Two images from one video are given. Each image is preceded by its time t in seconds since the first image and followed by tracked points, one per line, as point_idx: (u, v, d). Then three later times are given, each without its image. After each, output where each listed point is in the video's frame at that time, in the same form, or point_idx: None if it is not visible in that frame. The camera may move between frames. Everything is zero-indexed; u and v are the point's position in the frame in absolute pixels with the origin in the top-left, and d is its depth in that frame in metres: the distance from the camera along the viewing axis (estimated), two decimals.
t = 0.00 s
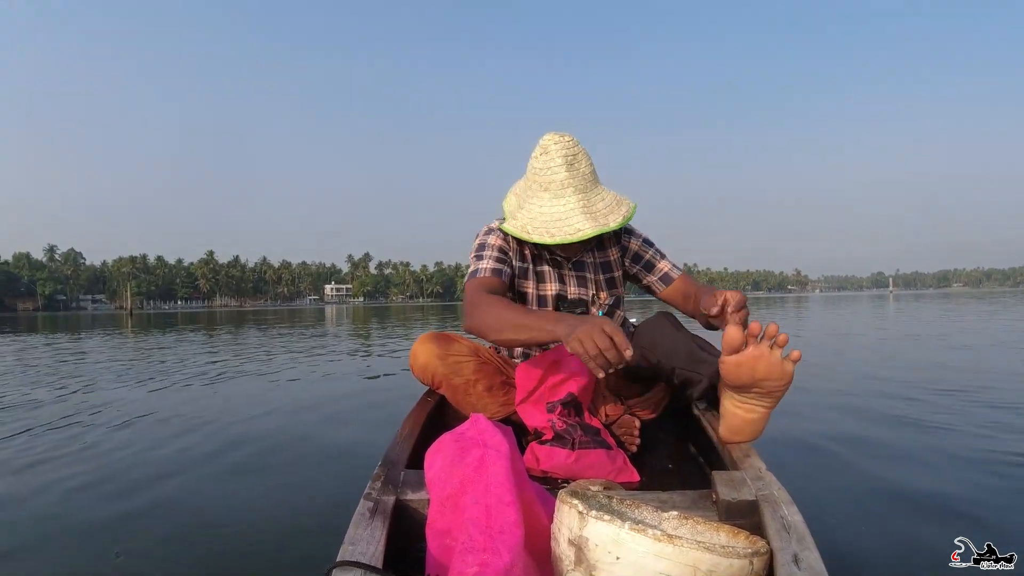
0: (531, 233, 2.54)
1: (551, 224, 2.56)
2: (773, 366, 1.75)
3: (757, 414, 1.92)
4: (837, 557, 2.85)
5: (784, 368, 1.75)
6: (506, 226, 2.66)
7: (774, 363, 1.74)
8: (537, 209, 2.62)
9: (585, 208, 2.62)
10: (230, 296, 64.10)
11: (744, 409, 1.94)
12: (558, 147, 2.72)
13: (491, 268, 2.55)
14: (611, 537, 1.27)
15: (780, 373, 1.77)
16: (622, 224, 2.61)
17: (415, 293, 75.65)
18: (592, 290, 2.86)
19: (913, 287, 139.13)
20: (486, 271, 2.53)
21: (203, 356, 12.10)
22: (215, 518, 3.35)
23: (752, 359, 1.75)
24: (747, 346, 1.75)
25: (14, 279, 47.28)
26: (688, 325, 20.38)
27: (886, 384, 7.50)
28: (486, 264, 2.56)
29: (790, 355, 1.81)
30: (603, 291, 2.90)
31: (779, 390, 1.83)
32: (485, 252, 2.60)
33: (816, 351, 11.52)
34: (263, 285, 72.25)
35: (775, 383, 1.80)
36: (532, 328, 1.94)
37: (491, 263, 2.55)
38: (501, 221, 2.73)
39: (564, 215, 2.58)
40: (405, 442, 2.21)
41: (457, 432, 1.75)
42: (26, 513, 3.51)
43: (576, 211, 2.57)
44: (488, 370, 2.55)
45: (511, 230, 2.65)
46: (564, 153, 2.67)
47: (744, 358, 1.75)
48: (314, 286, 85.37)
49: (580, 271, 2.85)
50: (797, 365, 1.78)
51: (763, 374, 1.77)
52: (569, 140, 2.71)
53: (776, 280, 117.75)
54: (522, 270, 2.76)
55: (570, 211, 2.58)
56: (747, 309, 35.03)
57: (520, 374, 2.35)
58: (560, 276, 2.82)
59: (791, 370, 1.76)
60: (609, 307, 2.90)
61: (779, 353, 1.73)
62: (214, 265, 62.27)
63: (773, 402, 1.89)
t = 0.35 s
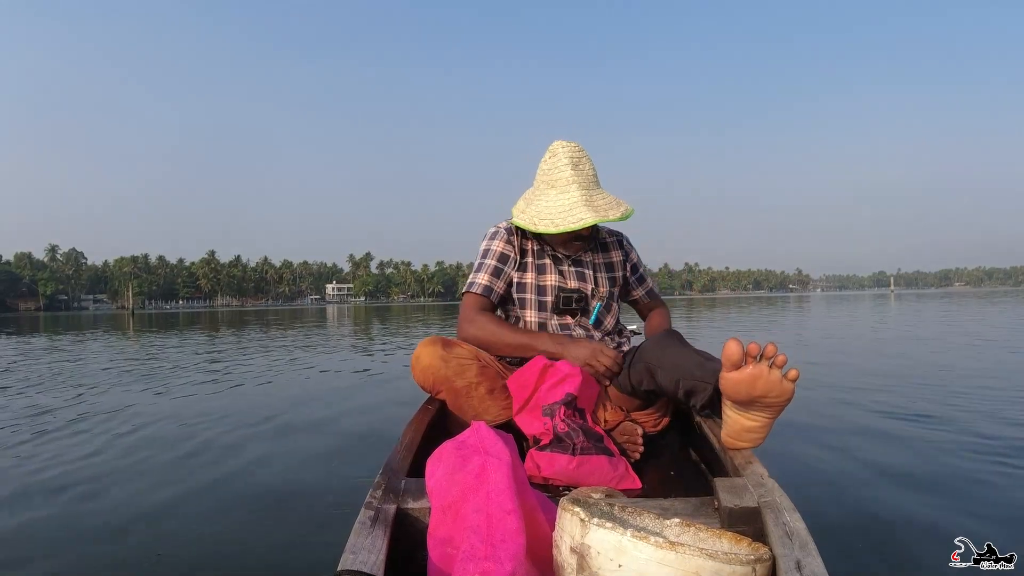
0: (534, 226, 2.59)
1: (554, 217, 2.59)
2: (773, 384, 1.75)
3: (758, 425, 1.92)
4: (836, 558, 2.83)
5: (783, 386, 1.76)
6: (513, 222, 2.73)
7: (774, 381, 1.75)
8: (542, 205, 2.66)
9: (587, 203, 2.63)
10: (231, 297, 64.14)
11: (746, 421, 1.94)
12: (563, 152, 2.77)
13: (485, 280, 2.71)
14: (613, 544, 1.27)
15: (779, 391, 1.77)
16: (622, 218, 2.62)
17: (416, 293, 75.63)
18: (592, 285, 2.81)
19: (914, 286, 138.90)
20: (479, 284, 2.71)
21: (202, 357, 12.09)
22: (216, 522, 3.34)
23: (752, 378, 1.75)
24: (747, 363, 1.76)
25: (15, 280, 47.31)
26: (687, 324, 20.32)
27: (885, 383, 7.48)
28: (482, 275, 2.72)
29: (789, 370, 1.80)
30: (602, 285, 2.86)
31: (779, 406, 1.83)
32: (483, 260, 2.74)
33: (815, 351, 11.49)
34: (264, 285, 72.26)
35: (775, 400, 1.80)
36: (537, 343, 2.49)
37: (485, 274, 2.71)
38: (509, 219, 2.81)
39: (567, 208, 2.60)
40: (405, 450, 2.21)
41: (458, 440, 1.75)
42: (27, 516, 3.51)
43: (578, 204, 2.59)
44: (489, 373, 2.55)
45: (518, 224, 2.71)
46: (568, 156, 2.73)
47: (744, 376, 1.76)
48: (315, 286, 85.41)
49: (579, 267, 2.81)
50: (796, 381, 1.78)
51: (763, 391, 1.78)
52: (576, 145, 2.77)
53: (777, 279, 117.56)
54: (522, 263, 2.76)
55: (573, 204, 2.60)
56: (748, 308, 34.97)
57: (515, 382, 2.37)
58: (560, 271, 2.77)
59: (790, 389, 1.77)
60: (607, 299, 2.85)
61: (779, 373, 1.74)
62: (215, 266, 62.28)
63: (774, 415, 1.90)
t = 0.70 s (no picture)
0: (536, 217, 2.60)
1: (554, 208, 2.59)
2: (764, 381, 1.75)
3: (755, 423, 1.91)
4: (836, 557, 2.83)
5: (775, 383, 1.75)
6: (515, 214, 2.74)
7: (765, 379, 1.75)
8: (544, 197, 2.67)
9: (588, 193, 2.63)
10: (233, 295, 64.29)
11: (742, 419, 1.93)
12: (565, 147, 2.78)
13: (492, 282, 2.71)
14: (613, 542, 1.27)
15: (771, 388, 1.77)
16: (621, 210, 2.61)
17: (417, 291, 75.72)
18: (590, 279, 2.83)
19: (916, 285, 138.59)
20: (487, 286, 2.71)
21: (204, 355, 12.10)
22: (218, 521, 3.35)
23: (742, 376, 1.75)
24: (736, 362, 1.76)
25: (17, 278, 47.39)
26: (688, 322, 20.26)
27: (886, 383, 7.46)
28: (488, 277, 2.71)
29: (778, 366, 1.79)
30: (600, 281, 2.88)
31: (772, 403, 1.83)
32: (484, 262, 2.74)
33: (816, 350, 11.45)
34: (266, 284, 72.34)
35: (768, 397, 1.80)
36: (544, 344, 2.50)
37: (490, 276, 2.71)
38: (512, 213, 2.82)
39: (567, 198, 2.60)
40: (405, 448, 2.21)
41: (457, 438, 1.75)
42: (31, 515, 3.52)
43: (579, 194, 2.58)
44: (489, 373, 2.54)
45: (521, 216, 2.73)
46: (570, 150, 2.74)
47: (734, 375, 1.76)
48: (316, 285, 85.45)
49: (576, 262, 2.84)
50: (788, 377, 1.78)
51: (755, 389, 1.78)
52: (578, 141, 2.78)
53: (779, 277, 117.35)
54: (520, 259, 2.76)
55: (573, 194, 2.60)
56: (749, 307, 34.89)
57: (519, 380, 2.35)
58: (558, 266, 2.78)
59: (782, 385, 1.76)
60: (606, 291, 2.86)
61: (769, 369, 1.74)
62: (218, 264, 62.32)
63: (771, 410, 1.89)
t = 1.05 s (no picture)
0: (532, 224, 2.61)
1: (551, 216, 2.61)
2: (771, 377, 1.77)
3: (757, 420, 1.93)
4: (836, 556, 2.83)
5: (782, 380, 1.77)
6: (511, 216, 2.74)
7: (772, 376, 1.76)
8: (540, 202, 2.68)
9: (586, 204, 2.65)
10: (235, 293, 64.33)
11: (746, 415, 1.94)
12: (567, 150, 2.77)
13: (479, 272, 2.72)
14: (614, 539, 1.27)
15: (777, 385, 1.79)
16: (618, 222, 2.63)
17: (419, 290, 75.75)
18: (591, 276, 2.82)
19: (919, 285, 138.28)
20: (473, 276, 2.72)
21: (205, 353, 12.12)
22: (218, 518, 3.35)
23: (749, 372, 1.77)
24: (743, 358, 1.78)
25: (20, 276, 47.46)
26: (691, 323, 20.23)
27: (886, 383, 7.46)
28: (476, 267, 2.72)
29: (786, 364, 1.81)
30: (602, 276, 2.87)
31: (777, 400, 1.84)
32: (478, 253, 2.75)
33: (817, 350, 11.44)
34: (268, 283, 72.37)
35: (773, 394, 1.82)
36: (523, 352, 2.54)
37: (479, 266, 2.72)
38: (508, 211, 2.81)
39: (564, 209, 2.61)
40: (406, 445, 2.21)
41: (458, 436, 1.76)
42: (32, 511, 3.53)
43: (576, 206, 2.61)
44: (490, 371, 2.54)
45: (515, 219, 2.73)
46: (571, 155, 2.73)
47: (741, 371, 1.78)
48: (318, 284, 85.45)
49: (576, 258, 2.82)
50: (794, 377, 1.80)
51: (761, 386, 1.80)
52: (579, 143, 2.77)
53: (781, 277, 117.23)
54: (520, 254, 2.77)
55: (571, 205, 2.62)
56: (751, 307, 34.88)
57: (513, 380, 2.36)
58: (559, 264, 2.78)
59: (788, 383, 1.78)
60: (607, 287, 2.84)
61: (776, 366, 1.76)
62: (220, 262, 62.37)
63: (775, 409, 1.91)
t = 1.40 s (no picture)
0: (520, 221, 2.62)
1: (539, 213, 2.61)
2: (747, 375, 1.77)
3: (749, 417, 1.93)
4: (837, 557, 2.84)
5: (758, 376, 1.78)
6: (502, 215, 2.77)
7: (747, 373, 1.77)
8: (530, 201, 2.69)
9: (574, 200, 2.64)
10: (237, 292, 64.46)
11: (737, 414, 1.95)
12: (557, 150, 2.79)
13: (483, 279, 2.76)
14: (615, 540, 1.28)
15: (754, 381, 1.79)
16: (607, 218, 2.62)
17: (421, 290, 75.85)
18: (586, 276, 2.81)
19: (921, 287, 138.17)
20: (478, 284, 2.76)
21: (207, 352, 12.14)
22: (216, 519, 3.35)
23: (724, 373, 1.78)
24: (717, 360, 1.80)
25: (23, 275, 47.61)
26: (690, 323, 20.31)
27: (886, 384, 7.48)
28: (479, 275, 2.76)
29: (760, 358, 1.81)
30: (598, 276, 2.86)
31: (759, 394, 1.85)
32: (478, 258, 2.79)
33: (815, 351, 11.48)
34: (270, 282, 72.51)
35: (754, 390, 1.82)
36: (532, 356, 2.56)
37: (482, 273, 2.76)
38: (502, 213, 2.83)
39: (553, 204, 2.61)
40: (407, 448, 2.22)
41: (460, 438, 1.77)
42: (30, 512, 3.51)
43: (564, 202, 2.60)
44: (490, 373, 2.55)
45: (507, 219, 2.76)
46: (561, 153, 2.74)
47: (717, 372, 1.78)
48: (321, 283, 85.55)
49: (572, 260, 2.81)
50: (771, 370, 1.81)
51: (739, 385, 1.80)
52: (570, 143, 2.79)
53: (783, 279, 117.25)
54: (514, 257, 2.79)
55: (559, 200, 2.62)
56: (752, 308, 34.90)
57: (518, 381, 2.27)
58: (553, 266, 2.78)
59: (765, 377, 1.78)
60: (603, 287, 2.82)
61: (749, 363, 1.76)
62: (222, 261, 62.50)
63: (763, 405, 1.91)
